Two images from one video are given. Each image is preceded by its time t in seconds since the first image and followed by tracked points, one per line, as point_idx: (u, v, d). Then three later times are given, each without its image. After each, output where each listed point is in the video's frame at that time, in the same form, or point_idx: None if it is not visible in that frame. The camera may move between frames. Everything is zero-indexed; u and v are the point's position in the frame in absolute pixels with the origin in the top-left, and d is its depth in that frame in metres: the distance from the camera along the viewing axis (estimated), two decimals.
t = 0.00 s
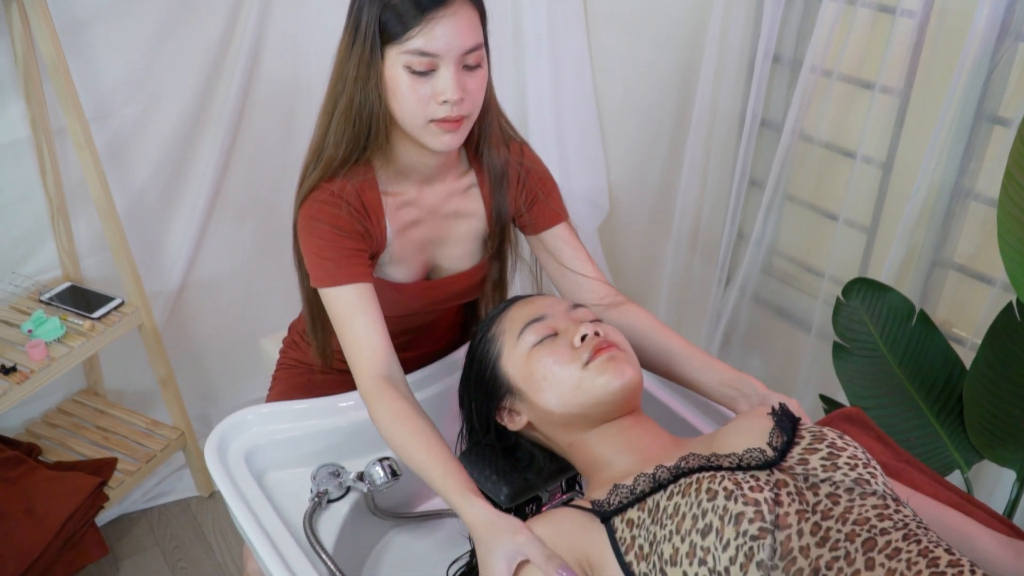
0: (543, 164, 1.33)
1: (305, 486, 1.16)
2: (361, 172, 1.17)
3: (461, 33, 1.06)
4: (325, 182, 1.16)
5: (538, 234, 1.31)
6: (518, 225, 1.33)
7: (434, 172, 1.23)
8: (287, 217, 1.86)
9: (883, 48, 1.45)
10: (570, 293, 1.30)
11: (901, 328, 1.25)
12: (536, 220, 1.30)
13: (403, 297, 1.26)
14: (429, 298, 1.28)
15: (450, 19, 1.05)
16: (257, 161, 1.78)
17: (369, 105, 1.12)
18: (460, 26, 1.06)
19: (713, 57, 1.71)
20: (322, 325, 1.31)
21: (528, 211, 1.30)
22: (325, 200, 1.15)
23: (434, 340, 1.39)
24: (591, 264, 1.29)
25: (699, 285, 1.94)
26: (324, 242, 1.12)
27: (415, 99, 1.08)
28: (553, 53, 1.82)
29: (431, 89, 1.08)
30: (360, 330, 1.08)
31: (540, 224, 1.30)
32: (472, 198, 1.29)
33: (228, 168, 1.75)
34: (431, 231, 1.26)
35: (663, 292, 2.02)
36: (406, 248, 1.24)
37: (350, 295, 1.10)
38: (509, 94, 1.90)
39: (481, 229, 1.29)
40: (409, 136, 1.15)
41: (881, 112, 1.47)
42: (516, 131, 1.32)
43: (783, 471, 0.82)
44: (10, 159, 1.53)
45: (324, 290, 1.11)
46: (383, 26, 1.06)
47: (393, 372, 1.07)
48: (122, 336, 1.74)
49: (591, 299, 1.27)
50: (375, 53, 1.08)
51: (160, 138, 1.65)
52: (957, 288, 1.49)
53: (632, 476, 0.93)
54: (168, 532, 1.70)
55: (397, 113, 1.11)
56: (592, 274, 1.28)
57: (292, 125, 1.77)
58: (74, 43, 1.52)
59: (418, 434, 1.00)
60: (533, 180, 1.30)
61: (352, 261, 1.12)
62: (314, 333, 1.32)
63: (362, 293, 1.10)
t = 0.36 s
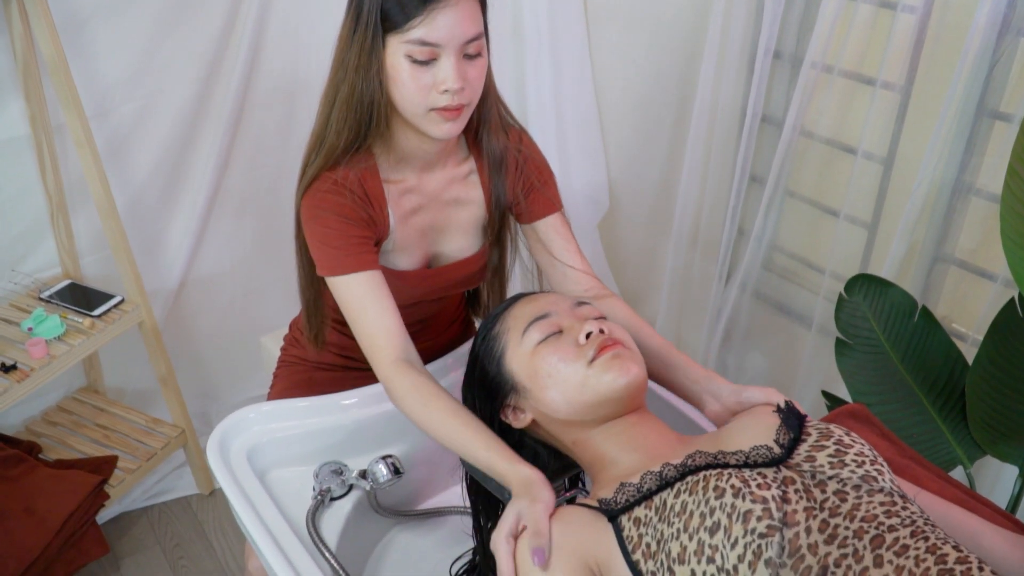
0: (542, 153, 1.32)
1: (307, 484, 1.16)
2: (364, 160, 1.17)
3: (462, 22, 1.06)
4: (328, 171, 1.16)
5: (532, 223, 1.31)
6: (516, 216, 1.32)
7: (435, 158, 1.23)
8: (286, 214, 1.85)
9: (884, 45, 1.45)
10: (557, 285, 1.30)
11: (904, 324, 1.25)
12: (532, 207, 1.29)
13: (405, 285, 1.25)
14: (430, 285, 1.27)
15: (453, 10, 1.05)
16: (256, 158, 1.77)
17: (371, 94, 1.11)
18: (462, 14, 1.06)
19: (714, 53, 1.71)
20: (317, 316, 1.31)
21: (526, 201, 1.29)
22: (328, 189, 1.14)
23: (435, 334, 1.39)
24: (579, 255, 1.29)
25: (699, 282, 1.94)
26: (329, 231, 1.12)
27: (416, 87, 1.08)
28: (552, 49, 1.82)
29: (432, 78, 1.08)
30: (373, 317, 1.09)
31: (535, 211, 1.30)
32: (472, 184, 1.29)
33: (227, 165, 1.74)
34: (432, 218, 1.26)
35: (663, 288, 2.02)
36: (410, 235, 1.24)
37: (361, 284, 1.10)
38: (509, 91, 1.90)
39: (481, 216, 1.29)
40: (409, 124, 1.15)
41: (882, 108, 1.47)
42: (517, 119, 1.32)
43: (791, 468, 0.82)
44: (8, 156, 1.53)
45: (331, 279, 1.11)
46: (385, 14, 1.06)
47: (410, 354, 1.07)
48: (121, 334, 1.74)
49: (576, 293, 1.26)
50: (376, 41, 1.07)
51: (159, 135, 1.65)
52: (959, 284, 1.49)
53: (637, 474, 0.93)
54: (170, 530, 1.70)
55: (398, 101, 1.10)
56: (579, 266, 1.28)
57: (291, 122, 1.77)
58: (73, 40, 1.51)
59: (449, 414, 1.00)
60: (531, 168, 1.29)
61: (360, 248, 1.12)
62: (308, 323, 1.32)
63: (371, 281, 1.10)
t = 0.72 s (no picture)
0: (539, 154, 1.31)
1: (306, 485, 1.15)
2: (363, 162, 1.16)
3: (463, 19, 1.05)
4: (328, 173, 1.15)
5: (524, 224, 1.30)
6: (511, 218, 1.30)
7: (434, 158, 1.23)
8: (284, 213, 1.85)
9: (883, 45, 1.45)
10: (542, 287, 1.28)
11: (905, 323, 1.24)
12: (524, 209, 1.28)
13: (406, 287, 1.25)
14: (430, 285, 1.27)
15: (453, 7, 1.04)
16: (254, 156, 1.76)
17: (371, 93, 1.10)
18: (463, 11, 1.05)
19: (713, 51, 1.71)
20: (321, 319, 1.31)
21: (519, 202, 1.28)
22: (329, 192, 1.14)
23: (434, 334, 1.38)
24: (565, 262, 1.28)
25: (698, 280, 1.94)
26: (332, 235, 1.12)
27: (417, 86, 1.07)
28: (551, 47, 1.81)
29: (433, 76, 1.07)
30: (384, 318, 1.09)
31: (528, 213, 1.28)
32: (469, 185, 1.28)
33: (225, 164, 1.73)
34: (432, 218, 1.26)
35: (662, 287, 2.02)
36: (411, 235, 1.24)
37: (367, 287, 1.10)
38: (507, 90, 1.89)
39: (479, 216, 1.29)
40: (409, 123, 1.14)
41: (881, 106, 1.46)
42: (514, 119, 1.31)
43: (794, 469, 0.81)
44: (5, 156, 1.52)
45: (337, 283, 1.11)
46: (385, 12, 1.05)
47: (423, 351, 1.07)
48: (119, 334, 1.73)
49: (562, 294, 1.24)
50: (377, 39, 1.06)
51: (156, 134, 1.64)
52: (959, 282, 1.49)
53: (640, 474, 0.92)
54: (168, 530, 1.69)
55: (398, 101, 1.10)
56: (565, 272, 1.26)
57: (288, 121, 1.76)
58: (69, 39, 1.50)
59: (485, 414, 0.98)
60: (526, 169, 1.28)
61: (364, 250, 1.12)
62: (313, 325, 1.32)
63: (377, 283, 1.11)
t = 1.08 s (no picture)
0: (532, 151, 1.31)
1: (306, 486, 1.15)
2: (353, 157, 1.16)
3: (453, 15, 1.05)
4: (318, 169, 1.15)
5: (517, 221, 1.30)
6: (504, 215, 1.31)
7: (426, 155, 1.22)
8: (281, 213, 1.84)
9: (880, 45, 1.45)
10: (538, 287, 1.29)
11: (904, 323, 1.24)
12: (517, 206, 1.29)
13: (397, 284, 1.25)
14: (422, 283, 1.26)
15: (442, 2, 1.04)
16: (251, 157, 1.76)
17: (360, 88, 1.10)
18: (453, 6, 1.05)
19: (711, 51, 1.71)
20: (313, 318, 1.31)
21: (513, 199, 1.29)
22: (318, 188, 1.13)
23: (429, 333, 1.38)
24: (559, 260, 1.28)
25: (696, 280, 1.94)
26: (322, 231, 1.11)
27: (407, 81, 1.07)
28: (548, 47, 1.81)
29: (424, 71, 1.07)
30: (374, 316, 1.08)
31: (521, 211, 1.29)
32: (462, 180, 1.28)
33: (222, 165, 1.73)
34: (424, 215, 1.25)
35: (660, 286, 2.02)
36: (401, 233, 1.23)
37: (356, 283, 1.10)
38: (505, 90, 1.89)
39: (471, 212, 1.28)
40: (399, 119, 1.14)
41: (879, 105, 1.47)
42: (505, 116, 1.31)
43: (797, 469, 0.81)
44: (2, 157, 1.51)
45: (326, 279, 1.10)
46: (375, 8, 1.05)
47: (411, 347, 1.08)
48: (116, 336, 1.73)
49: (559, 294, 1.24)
50: (368, 34, 1.06)
51: (153, 134, 1.63)
52: (956, 281, 1.49)
53: (642, 476, 0.92)
54: (165, 532, 1.69)
55: (388, 96, 1.10)
56: (559, 271, 1.27)
57: (286, 121, 1.76)
58: (66, 39, 1.50)
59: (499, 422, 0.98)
60: (519, 166, 1.29)
61: (353, 247, 1.11)
62: (304, 325, 1.32)
63: (367, 280, 1.10)
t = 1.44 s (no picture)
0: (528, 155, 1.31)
1: (305, 489, 1.14)
2: (348, 161, 1.16)
3: (451, 18, 1.05)
4: (313, 173, 1.14)
5: (516, 225, 1.30)
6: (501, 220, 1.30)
7: (422, 160, 1.22)
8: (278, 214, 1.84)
9: (878, 45, 1.45)
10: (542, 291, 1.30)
11: (903, 324, 1.24)
12: (516, 210, 1.29)
13: (393, 288, 1.25)
14: (418, 286, 1.26)
15: (440, 5, 1.03)
16: (247, 159, 1.75)
17: (357, 91, 1.10)
18: (451, 9, 1.04)
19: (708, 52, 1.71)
20: (307, 324, 1.30)
21: (511, 203, 1.28)
22: (314, 192, 1.13)
23: (426, 335, 1.38)
24: (559, 264, 1.29)
25: (693, 281, 1.94)
26: (317, 237, 1.11)
27: (405, 84, 1.07)
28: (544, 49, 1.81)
29: (422, 74, 1.07)
30: (366, 323, 1.08)
31: (520, 215, 1.29)
32: (458, 187, 1.27)
33: (218, 167, 1.72)
34: (420, 220, 1.24)
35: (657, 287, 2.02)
36: (397, 238, 1.22)
37: (349, 290, 1.09)
38: (502, 90, 1.88)
39: (468, 216, 1.28)
40: (396, 122, 1.14)
41: (877, 105, 1.47)
42: (501, 119, 1.31)
43: (800, 471, 0.81)
44: None
45: (320, 284, 1.10)
46: (372, 12, 1.04)
47: (402, 352, 1.08)
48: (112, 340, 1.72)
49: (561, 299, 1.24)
50: (365, 37, 1.06)
51: (149, 137, 1.63)
52: (954, 281, 1.49)
53: (644, 479, 0.92)
54: (163, 537, 1.68)
55: (386, 99, 1.09)
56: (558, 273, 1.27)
57: (282, 123, 1.75)
58: (60, 42, 1.49)
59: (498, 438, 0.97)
60: (517, 169, 1.28)
61: (347, 254, 1.11)
62: (298, 331, 1.31)
63: (360, 287, 1.10)
